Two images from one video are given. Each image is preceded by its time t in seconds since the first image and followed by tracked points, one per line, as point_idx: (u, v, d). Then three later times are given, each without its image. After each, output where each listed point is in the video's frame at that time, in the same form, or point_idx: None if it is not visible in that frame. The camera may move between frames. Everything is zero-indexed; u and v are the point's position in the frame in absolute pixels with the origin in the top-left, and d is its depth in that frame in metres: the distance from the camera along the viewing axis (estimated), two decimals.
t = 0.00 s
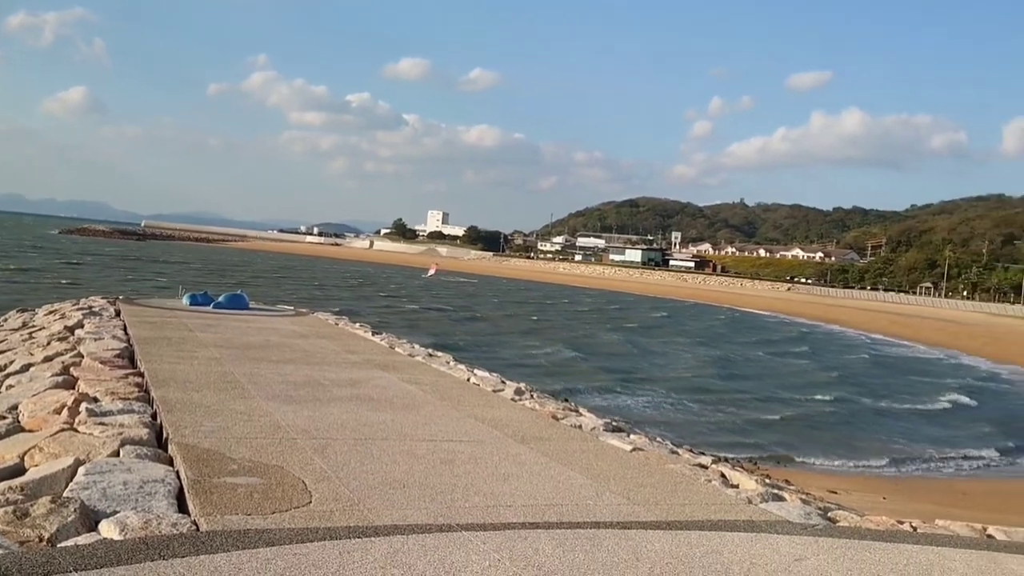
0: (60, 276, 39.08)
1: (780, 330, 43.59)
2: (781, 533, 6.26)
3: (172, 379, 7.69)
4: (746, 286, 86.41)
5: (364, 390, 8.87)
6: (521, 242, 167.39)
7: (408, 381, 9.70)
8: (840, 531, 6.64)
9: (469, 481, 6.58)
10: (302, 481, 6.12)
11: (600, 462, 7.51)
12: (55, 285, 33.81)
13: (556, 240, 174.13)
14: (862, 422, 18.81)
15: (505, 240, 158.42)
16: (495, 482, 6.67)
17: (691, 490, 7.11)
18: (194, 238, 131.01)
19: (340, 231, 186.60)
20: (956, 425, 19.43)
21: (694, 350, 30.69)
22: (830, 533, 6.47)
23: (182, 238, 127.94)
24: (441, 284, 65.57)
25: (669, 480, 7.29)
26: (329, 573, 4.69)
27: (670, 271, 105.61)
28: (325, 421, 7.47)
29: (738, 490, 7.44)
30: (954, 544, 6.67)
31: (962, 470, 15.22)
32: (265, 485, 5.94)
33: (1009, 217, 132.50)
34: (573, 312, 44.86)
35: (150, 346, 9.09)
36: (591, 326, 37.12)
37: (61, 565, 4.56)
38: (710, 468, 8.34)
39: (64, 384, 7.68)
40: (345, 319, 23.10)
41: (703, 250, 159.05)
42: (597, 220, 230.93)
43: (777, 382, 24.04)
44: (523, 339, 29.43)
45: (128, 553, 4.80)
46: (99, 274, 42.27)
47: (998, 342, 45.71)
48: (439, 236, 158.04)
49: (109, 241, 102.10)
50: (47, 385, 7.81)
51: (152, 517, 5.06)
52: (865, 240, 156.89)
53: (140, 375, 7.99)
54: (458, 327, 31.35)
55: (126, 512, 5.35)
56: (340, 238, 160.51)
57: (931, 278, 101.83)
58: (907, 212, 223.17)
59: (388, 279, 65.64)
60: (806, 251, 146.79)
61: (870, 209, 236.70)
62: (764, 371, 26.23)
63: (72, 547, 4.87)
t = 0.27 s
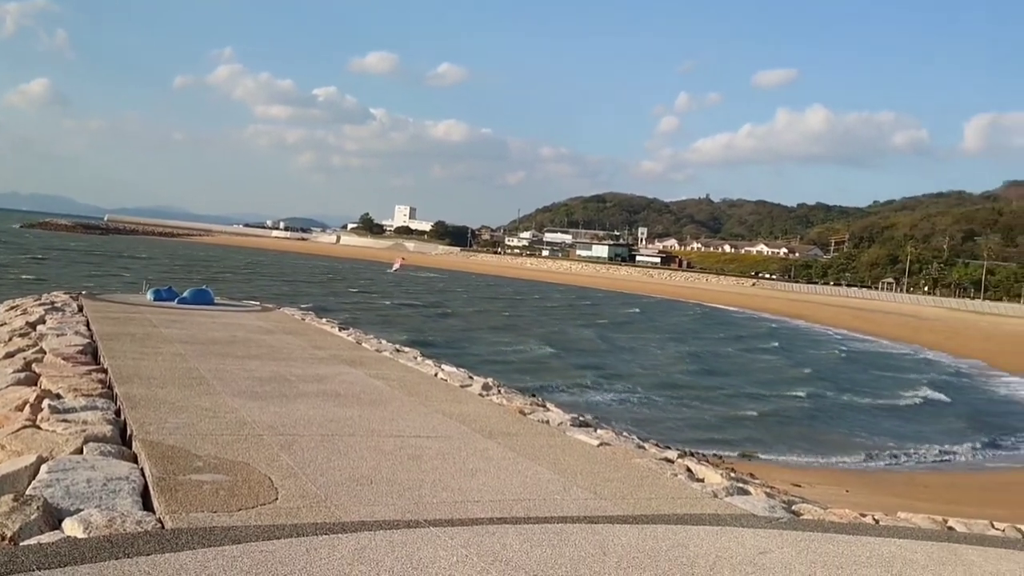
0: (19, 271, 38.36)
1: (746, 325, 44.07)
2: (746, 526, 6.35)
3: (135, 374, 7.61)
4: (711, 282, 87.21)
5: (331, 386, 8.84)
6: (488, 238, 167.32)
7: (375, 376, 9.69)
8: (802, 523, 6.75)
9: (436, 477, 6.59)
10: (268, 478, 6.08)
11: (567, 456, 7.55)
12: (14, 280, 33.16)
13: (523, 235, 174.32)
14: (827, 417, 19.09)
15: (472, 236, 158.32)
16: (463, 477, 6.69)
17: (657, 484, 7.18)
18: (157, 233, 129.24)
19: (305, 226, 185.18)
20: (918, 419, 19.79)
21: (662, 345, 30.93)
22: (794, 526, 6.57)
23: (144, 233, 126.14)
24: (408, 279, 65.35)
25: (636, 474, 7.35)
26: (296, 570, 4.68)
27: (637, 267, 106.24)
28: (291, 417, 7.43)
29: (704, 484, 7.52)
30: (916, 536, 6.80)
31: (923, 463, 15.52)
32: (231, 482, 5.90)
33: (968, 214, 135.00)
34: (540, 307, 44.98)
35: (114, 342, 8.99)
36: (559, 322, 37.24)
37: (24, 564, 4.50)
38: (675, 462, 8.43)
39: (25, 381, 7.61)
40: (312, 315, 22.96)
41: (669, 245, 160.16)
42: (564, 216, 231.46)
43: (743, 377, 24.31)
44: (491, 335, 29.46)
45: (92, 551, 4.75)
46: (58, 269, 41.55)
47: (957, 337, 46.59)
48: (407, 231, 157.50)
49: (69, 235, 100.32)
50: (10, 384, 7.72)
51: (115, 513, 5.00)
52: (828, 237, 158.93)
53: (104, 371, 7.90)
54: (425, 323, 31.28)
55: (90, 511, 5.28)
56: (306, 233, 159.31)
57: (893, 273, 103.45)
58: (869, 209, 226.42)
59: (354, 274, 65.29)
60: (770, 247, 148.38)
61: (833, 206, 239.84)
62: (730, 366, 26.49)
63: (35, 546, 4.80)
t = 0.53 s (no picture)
0: None
1: (710, 321, 44.50)
2: (708, 520, 6.43)
3: (97, 370, 7.52)
4: (675, 277, 87.87)
5: (295, 381, 8.80)
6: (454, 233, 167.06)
7: (340, 371, 9.67)
8: (764, 516, 6.85)
9: (402, 472, 6.59)
10: (232, 474, 6.04)
11: (532, 451, 7.59)
12: None
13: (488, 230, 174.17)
14: (790, 412, 19.36)
15: (438, 230, 157.98)
16: (428, 472, 6.70)
17: (621, 478, 7.24)
18: (116, 226, 127.11)
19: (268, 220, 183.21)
20: (877, 414, 20.16)
21: (627, 341, 31.13)
22: (755, 520, 6.67)
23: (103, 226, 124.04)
24: (372, 274, 65.01)
25: (600, 469, 7.42)
26: (261, 566, 4.66)
27: (602, 262, 106.71)
28: (256, 413, 7.39)
29: (667, 479, 7.60)
30: (875, 528, 6.93)
31: (883, 457, 15.80)
32: (194, 477, 5.86)
33: (926, 211, 137.37)
34: (506, 303, 45.01)
35: (75, 336, 8.87)
36: (525, 317, 37.32)
37: None
38: (640, 457, 8.49)
39: None
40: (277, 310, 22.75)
41: (634, 241, 161.09)
42: (530, 212, 231.79)
43: (708, 372, 24.56)
44: (457, 330, 29.45)
45: (52, 548, 4.69)
46: (14, 262, 40.73)
47: (916, 332, 47.42)
48: (372, 225, 156.69)
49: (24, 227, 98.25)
50: None
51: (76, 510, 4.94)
52: (791, 232, 160.85)
53: (64, 366, 7.79)
54: (391, 318, 31.16)
55: (51, 507, 5.21)
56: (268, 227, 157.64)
57: (853, 269, 104.97)
58: (830, 206, 229.48)
59: (319, 269, 64.82)
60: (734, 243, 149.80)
61: (795, 203, 242.60)
62: (694, 361, 26.75)
63: None
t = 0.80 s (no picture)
0: None
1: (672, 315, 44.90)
2: (668, 512, 6.53)
3: (54, 366, 7.41)
4: (637, 271, 88.42)
5: (257, 376, 8.75)
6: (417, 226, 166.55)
7: (302, 366, 9.63)
8: (724, 508, 6.97)
9: (364, 467, 6.59)
10: (192, 470, 6.00)
11: (495, 445, 7.64)
12: None
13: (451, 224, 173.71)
14: (751, 405, 19.63)
15: (401, 224, 157.35)
16: (390, 467, 6.71)
17: (583, 471, 7.31)
18: (69, 218, 124.59)
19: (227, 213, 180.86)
20: (833, 407, 20.53)
21: (590, 335, 31.30)
22: (715, 511, 6.78)
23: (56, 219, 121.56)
24: (334, 268, 64.56)
25: (562, 462, 7.48)
26: (222, 562, 4.64)
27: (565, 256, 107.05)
28: (216, 408, 7.33)
29: (629, 471, 7.69)
30: (832, 518, 7.09)
31: (841, 449, 16.10)
32: (153, 474, 5.81)
33: (883, 206, 139.76)
34: (468, 297, 44.98)
35: (30, 331, 8.73)
36: (488, 311, 37.36)
37: None
38: (601, 450, 8.57)
39: None
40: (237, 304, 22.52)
41: (596, 235, 161.83)
42: (493, 206, 231.80)
43: (669, 366, 24.81)
44: (420, 324, 29.39)
45: (9, 546, 4.63)
46: None
47: (873, 325, 48.26)
48: (334, 219, 155.60)
49: None
50: None
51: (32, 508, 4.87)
52: (751, 227, 162.58)
53: (20, 363, 7.67)
54: (353, 312, 31.00)
55: (7, 504, 5.14)
56: (228, 220, 155.63)
57: (811, 263, 106.47)
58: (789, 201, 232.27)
59: (279, 263, 64.21)
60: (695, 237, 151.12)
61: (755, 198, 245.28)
62: (655, 355, 26.99)
63: None
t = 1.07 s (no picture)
0: None
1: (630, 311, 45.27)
2: (626, 506, 6.62)
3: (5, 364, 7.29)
4: (595, 268, 88.94)
5: (213, 373, 8.68)
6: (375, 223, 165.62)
7: (260, 363, 9.57)
8: (680, 501, 7.08)
9: (323, 464, 6.58)
10: (147, 468, 5.94)
11: (453, 441, 7.67)
12: None
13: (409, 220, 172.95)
14: (706, 400, 19.91)
15: (359, 220, 156.35)
16: (349, 463, 6.71)
17: (542, 467, 7.37)
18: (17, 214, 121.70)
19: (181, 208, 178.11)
20: (787, 401, 20.90)
21: (549, 331, 31.46)
22: (671, 504, 6.89)
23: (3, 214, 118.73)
24: (291, 264, 63.98)
25: (520, 458, 7.54)
26: (178, 561, 4.62)
27: (524, 253, 107.28)
28: (171, 406, 7.27)
29: (587, 466, 7.77)
30: (785, 511, 7.23)
31: (795, 443, 16.40)
32: (107, 473, 5.75)
33: (836, 203, 142.12)
34: (427, 294, 44.90)
35: None
36: (448, 308, 37.34)
37: None
38: (559, 445, 8.64)
39: None
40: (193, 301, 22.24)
41: (555, 232, 162.41)
42: (452, 202, 231.27)
43: (626, 361, 25.05)
44: (378, 321, 29.28)
45: None
46: None
47: (826, 321, 49.14)
48: (291, 215, 154.10)
49: None
50: None
51: None
52: (708, 223, 164.37)
53: None
54: (311, 309, 30.80)
55: None
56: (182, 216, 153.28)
57: (767, 259, 107.96)
58: (745, 198, 235.08)
59: (235, 259, 63.46)
60: (653, 234, 152.37)
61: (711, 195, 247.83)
62: (613, 350, 27.21)
63: None
